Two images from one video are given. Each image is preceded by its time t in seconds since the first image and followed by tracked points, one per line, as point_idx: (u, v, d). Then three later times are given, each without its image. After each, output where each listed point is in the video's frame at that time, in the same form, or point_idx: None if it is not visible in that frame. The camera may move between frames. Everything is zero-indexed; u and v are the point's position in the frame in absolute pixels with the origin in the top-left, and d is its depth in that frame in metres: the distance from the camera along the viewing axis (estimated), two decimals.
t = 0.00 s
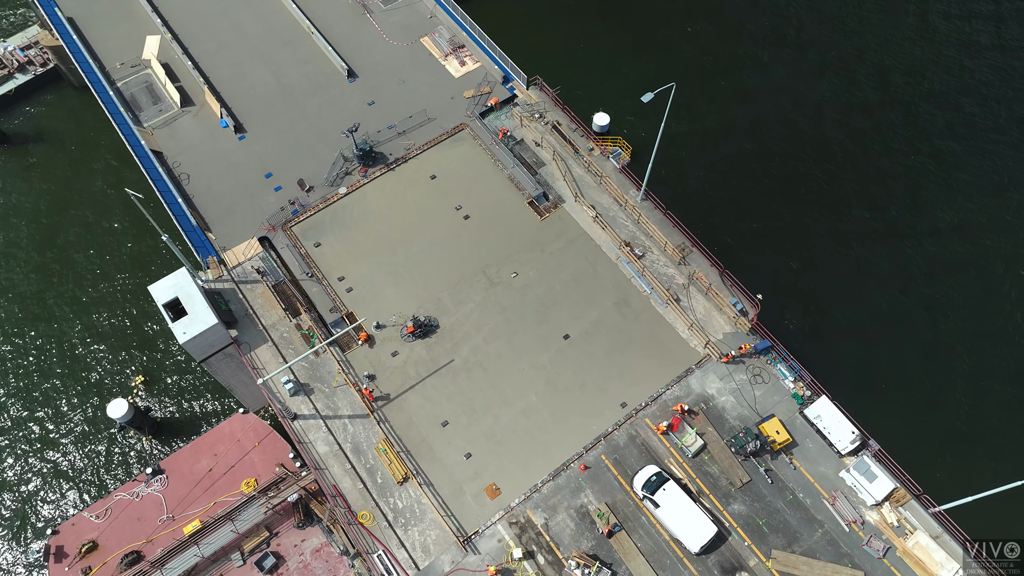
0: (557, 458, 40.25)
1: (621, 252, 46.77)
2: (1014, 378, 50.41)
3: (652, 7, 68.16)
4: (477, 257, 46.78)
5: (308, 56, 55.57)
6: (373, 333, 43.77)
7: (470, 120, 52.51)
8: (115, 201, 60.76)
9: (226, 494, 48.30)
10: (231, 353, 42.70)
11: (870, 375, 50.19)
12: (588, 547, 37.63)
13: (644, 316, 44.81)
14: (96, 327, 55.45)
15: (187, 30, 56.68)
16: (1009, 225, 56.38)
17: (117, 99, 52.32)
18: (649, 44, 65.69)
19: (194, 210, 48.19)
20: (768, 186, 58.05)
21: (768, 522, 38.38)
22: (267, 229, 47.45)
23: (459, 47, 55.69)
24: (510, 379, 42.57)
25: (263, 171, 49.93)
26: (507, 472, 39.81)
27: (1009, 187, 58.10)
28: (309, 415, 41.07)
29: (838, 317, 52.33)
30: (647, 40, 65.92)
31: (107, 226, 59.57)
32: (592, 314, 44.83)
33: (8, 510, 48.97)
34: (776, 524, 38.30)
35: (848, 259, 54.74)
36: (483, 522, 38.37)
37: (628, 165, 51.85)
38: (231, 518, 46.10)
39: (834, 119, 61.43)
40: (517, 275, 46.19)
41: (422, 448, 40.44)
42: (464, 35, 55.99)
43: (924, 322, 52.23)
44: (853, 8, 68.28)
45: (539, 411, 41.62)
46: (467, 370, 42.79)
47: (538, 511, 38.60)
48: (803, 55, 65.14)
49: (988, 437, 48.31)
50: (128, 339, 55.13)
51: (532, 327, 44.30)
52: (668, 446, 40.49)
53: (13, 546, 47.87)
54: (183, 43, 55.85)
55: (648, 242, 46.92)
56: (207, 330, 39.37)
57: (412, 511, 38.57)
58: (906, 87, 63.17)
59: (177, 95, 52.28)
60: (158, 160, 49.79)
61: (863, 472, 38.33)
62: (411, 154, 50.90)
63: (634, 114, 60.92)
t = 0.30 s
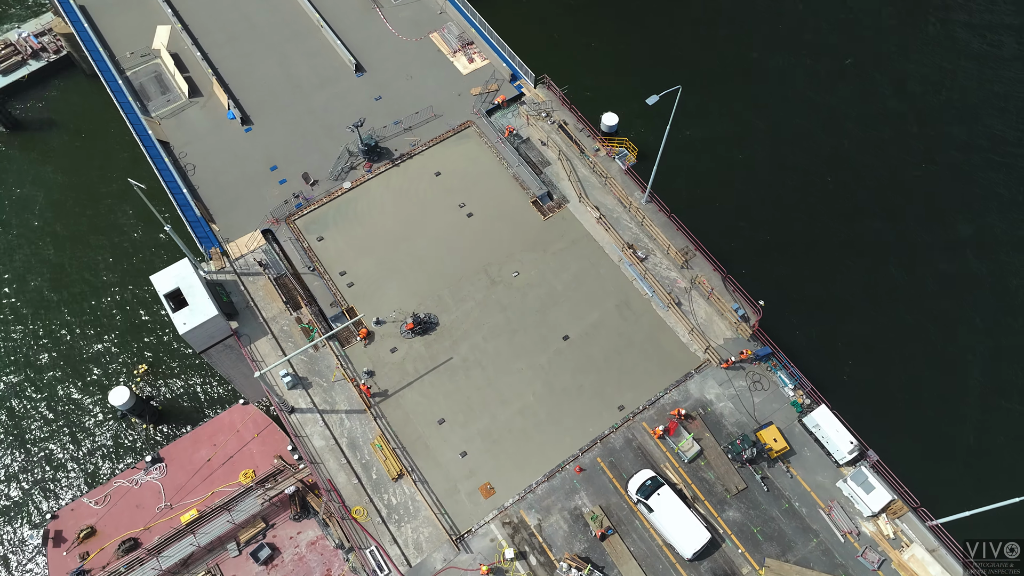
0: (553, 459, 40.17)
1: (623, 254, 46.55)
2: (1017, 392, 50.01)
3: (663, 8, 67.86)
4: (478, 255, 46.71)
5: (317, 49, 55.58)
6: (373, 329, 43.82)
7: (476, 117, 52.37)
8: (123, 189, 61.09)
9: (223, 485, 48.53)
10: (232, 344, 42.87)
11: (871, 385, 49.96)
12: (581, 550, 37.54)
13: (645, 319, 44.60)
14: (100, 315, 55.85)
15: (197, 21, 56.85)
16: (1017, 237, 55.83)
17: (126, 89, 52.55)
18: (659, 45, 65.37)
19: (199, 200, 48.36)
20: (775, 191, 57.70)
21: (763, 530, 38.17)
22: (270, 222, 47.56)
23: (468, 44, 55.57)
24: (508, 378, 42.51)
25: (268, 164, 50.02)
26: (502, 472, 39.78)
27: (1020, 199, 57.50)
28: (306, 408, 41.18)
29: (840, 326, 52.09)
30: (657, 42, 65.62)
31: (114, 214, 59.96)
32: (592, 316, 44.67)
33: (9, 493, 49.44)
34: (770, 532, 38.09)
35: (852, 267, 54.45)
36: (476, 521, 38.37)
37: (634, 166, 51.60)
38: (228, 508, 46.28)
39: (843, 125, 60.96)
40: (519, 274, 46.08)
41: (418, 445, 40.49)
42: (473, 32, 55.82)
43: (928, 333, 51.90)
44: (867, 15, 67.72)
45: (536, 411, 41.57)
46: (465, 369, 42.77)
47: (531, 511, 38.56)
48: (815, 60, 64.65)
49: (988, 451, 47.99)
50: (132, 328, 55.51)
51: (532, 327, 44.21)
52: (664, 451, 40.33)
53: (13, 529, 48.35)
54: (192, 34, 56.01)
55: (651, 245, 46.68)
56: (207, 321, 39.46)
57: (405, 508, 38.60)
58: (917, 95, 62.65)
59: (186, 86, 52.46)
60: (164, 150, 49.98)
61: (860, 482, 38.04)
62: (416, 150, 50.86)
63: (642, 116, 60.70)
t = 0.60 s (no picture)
0: (548, 460, 40.10)
1: (626, 256, 46.31)
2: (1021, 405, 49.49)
3: (675, 9, 67.42)
4: (481, 254, 46.63)
5: (326, 43, 55.57)
6: (373, 324, 43.85)
7: (483, 115, 52.21)
8: (130, 178, 61.30)
9: (221, 474, 48.77)
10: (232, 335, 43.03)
11: (871, 395, 49.73)
12: (573, 552, 37.50)
13: (645, 322, 44.39)
14: (104, 302, 56.18)
15: (208, 11, 56.96)
16: None
17: (135, 78, 52.74)
18: (669, 46, 65.02)
19: (204, 191, 48.52)
20: (782, 197, 57.35)
21: (757, 537, 37.98)
22: (274, 215, 47.63)
23: (477, 41, 55.40)
24: (506, 377, 42.45)
25: (273, 156, 50.09)
26: (496, 471, 39.76)
27: None
28: (303, 402, 41.27)
29: (843, 335, 51.82)
30: (668, 43, 65.27)
31: (120, 202, 60.21)
32: (592, 317, 44.52)
33: (10, 477, 49.95)
34: (764, 540, 37.89)
35: (856, 276, 54.08)
36: (469, 520, 38.39)
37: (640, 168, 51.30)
38: (225, 498, 46.49)
39: (853, 132, 60.45)
40: (521, 274, 45.97)
41: (414, 442, 40.53)
42: (483, 29, 55.62)
43: (931, 344, 51.49)
44: (881, 20, 67.06)
45: (532, 411, 41.50)
46: (463, 367, 42.72)
47: (525, 511, 38.53)
48: (826, 65, 64.12)
49: (988, 464, 47.64)
50: (136, 316, 55.81)
51: (531, 327, 44.11)
52: (660, 455, 40.16)
53: (13, 513, 48.88)
54: (202, 24, 56.13)
55: (654, 247, 46.42)
56: (207, 312, 39.59)
57: (399, 504, 38.67)
58: (929, 104, 62.04)
59: (194, 76, 52.61)
60: (171, 140, 50.16)
61: (857, 493, 37.73)
62: (422, 146, 50.78)
63: (649, 118, 60.48)
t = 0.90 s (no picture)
0: (543, 461, 40.05)
1: (628, 259, 46.06)
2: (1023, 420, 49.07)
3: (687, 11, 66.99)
4: (482, 252, 46.52)
5: (334, 36, 55.54)
6: (372, 320, 43.88)
7: (489, 113, 52.05)
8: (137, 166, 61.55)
9: (220, 465, 48.98)
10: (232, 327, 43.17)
11: (872, 405, 49.42)
12: (565, 554, 37.44)
13: (645, 325, 44.18)
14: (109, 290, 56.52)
15: (218, 3, 57.05)
16: None
17: (144, 67, 52.89)
18: (680, 48, 64.62)
19: (209, 182, 48.66)
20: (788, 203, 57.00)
21: (751, 545, 37.77)
22: (277, 208, 47.70)
23: (486, 38, 55.22)
24: (504, 376, 42.37)
25: (279, 149, 50.13)
26: (491, 471, 39.73)
27: None
28: (301, 395, 41.37)
29: (845, 344, 51.52)
30: (679, 44, 64.88)
31: (127, 191, 60.48)
32: (592, 319, 44.35)
33: (12, 461, 50.45)
34: (758, 548, 37.69)
35: (860, 285, 53.75)
36: (463, 519, 38.39)
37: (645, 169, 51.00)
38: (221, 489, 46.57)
39: (862, 139, 59.94)
40: (522, 273, 45.84)
41: (410, 439, 40.55)
42: (492, 26, 55.42)
43: (934, 355, 51.13)
44: (894, 27, 66.48)
45: (529, 412, 41.41)
46: (461, 365, 42.68)
47: (518, 512, 38.47)
48: (837, 71, 63.61)
49: (988, 478, 47.24)
50: (139, 304, 56.11)
51: (531, 327, 43.99)
52: (656, 459, 39.98)
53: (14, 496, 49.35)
54: (213, 15, 56.21)
55: (657, 250, 46.18)
56: (208, 303, 39.70)
57: (393, 501, 38.69)
58: (940, 113, 61.50)
59: (203, 67, 52.72)
60: (178, 130, 50.32)
61: (853, 504, 37.43)
62: (427, 142, 50.70)
63: (657, 120, 60.25)
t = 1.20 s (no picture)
0: (538, 462, 39.96)
1: (631, 261, 45.83)
2: None
3: (698, 12, 66.60)
4: (484, 251, 46.43)
5: (343, 30, 55.50)
6: (372, 315, 43.91)
7: (496, 110, 51.88)
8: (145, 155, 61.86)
9: (218, 455, 49.20)
10: (232, 319, 43.29)
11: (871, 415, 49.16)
12: (557, 555, 37.37)
13: (645, 328, 43.98)
14: (115, 277, 56.88)
15: None
16: None
17: (153, 57, 53.10)
18: (690, 50, 64.26)
19: (214, 173, 48.81)
20: (794, 209, 56.68)
21: (744, 553, 37.57)
22: (281, 201, 47.78)
23: (495, 35, 54.94)
24: (502, 376, 42.32)
25: (284, 142, 50.16)
26: (485, 470, 39.68)
27: None
28: (299, 389, 41.47)
29: (847, 353, 51.22)
30: (689, 46, 64.53)
31: (135, 179, 60.80)
32: (592, 320, 44.18)
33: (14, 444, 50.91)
34: (751, 555, 37.49)
35: (864, 294, 53.42)
36: (456, 517, 38.39)
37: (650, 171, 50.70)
38: (219, 479, 46.85)
39: (871, 147, 59.48)
40: (524, 273, 45.71)
41: (406, 436, 40.59)
42: (501, 23, 55.17)
43: (936, 368, 50.79)
44: (907, 34, 65.89)
45: (525, 412, 41.33)
46: (459, 364, 42.66)
47: (512, 512, 38.44)
48: (848, 78, 63.09)
49: (988, 491, 46.87)
50: (144, 292, 56.46)
51: (530, 327, 43.89)
52: (651, 463, 39.84)
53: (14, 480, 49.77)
54: (223, 6, 56.30)
55: (660, 254, 45.95)
56: (208, 294, 39.78)
57: (387, 497, 38.77)
58: (951, 122, 60.92)
59: (211, 59, 52.86)
60: (185, 121, 50.51)
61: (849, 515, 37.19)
62: (432, 139, 50.60)
63: (664, 122, 59.93)
